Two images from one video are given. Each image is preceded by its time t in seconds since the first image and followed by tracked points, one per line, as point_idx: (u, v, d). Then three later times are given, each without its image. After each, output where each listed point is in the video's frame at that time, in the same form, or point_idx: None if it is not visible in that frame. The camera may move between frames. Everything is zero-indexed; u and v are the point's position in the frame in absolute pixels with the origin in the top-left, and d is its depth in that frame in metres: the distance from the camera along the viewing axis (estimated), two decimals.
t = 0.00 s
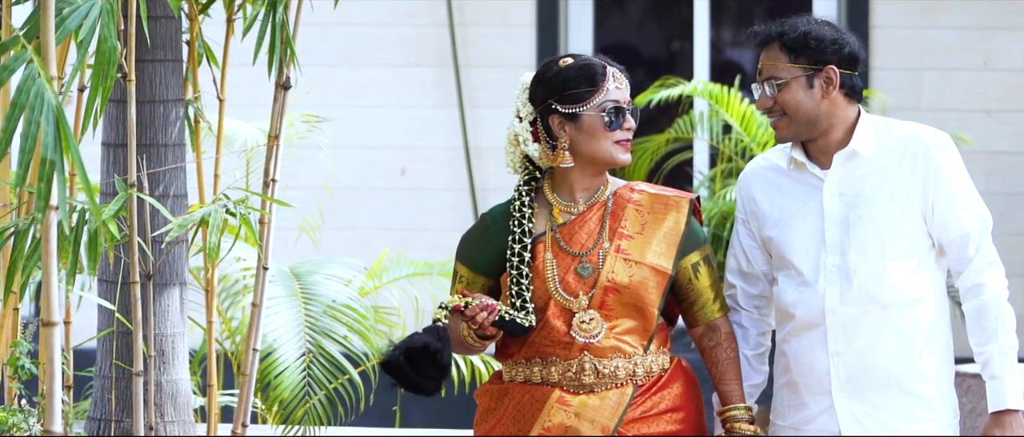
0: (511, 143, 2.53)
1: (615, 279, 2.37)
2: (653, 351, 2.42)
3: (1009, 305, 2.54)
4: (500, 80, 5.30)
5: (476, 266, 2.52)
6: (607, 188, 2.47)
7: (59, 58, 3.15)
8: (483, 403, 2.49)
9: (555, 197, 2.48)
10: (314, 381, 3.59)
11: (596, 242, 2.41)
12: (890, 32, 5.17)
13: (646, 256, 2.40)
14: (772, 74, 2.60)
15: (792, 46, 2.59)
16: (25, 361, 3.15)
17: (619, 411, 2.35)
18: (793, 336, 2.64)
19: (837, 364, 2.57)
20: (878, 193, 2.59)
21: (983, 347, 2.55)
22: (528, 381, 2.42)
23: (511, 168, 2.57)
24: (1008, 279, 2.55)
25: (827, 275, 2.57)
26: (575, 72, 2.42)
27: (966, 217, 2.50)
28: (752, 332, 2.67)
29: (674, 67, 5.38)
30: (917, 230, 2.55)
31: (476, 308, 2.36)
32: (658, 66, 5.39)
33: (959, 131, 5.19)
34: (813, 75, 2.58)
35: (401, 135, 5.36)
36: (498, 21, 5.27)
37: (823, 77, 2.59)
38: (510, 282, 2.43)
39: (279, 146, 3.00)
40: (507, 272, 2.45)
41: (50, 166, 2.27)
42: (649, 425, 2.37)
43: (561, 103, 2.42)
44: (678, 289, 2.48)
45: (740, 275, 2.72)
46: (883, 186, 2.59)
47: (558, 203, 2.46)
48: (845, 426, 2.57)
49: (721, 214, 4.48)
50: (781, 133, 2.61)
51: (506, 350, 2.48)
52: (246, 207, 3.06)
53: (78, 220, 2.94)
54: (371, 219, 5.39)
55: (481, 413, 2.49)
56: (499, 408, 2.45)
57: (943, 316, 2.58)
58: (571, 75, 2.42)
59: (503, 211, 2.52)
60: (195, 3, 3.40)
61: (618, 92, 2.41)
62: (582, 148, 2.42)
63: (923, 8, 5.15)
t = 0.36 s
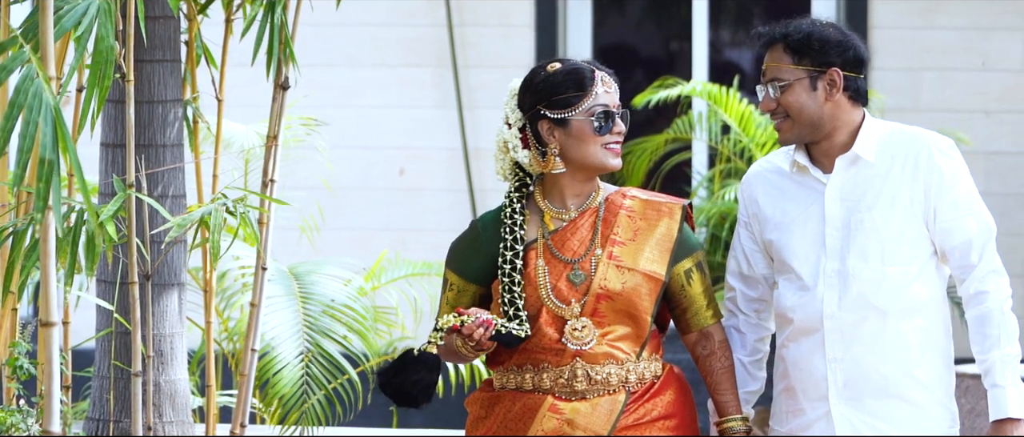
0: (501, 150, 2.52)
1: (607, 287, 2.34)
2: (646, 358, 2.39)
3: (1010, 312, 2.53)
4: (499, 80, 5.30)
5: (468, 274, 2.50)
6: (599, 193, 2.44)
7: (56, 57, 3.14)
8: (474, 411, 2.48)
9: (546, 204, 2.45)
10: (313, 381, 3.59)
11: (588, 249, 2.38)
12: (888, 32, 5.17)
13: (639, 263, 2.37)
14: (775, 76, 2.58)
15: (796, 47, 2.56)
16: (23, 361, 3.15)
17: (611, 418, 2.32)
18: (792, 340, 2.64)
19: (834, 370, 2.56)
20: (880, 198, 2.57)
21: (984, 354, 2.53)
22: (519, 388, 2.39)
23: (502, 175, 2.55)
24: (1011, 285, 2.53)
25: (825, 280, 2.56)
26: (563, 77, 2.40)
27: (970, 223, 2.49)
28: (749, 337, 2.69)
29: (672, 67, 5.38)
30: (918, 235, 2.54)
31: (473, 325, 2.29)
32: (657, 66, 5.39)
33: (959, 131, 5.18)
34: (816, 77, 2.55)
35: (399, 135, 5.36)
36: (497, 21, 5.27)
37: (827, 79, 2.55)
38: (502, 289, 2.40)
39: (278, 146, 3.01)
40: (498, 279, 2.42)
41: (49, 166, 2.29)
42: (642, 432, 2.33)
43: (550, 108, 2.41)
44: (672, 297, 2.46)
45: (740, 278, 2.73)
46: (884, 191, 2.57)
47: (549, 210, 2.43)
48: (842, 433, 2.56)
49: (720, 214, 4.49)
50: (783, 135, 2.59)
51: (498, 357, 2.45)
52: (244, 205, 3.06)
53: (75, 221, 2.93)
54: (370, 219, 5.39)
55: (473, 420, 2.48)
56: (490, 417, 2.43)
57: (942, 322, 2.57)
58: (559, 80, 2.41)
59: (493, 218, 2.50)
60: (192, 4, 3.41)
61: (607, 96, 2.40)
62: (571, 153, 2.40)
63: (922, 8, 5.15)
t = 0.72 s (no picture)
0: (486, 156, 2.47)
1: (598, 292, 2.32)
2: (635, 365, 2.36)
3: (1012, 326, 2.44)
4: (498, 81, 5.30)
5: (454, 282, 2.46)
6: (586, 198, 2.42)
7: (55, 57, 3.14)
8: (461, 418, 2.43)
9: (534, 209, 2.42)
10: (312, 382, 3.60)
11: (578, 254, 2.36)
12: (888, 32, 5.17)
13: (628, 268, 2.35)
14: (786, 74, 2.52)
15: (806, 45, 2.51)
16: (23, 362, 3.15)
17: (602, 425, 2.29)
18: (793, 343, 2.57)
19: (834, 374, 2.50)
20: (886, 202, 2.50)
21: (981, 367, 2.45)
22: (508, 395, 2.36)
23: (488, 182, 2.50)
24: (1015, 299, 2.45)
25: (828, 283, 2.49)
26: (548, 80, 2.36)
27: (974, 233, 2.40)
28: (749, 341, 2.64)
29: (671, 68, 5.39)
30: (923, 242, 2.46)
31: (469, 336, 2.23)
32: (656, 66, 5.39)
33: (958, 131, 5.18)
34: (826, 76, 2.49)
35: (399, 135, 5.36)
36: (496, 21, 5.27)
37: (838, 78, 2.49)
38: (491, 296, 2.36)
39: (277, 147, 3.01)
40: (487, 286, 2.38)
41: (43, 168, 2.29)
42: None
43: (535, 112, 2.37)
44: (661, 303, 2.45)
45: (743, 278, 2.68)
46: (891, 194, 2.50)
47: (537, 215, 2.40)
48: None
49: (719, 214, 4.47)
50: (793, 134, 2.53)
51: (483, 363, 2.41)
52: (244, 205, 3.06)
53: (75, 221, 2.94)
54: (369, 219, 5.39)
55: (459, 427, 2.43)
56: (478, 424, 2.39)
57: (943, 334, 2.48)
58: (543, 84, 2.37)
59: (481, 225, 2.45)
60: (191, 4, 3.42)
61: (593, 99, 2.35)
62: (557, 157, 2.37)
63: (921, 8, 5.15)
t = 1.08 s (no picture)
0: (468, 154, 2.46)
1: (584, 288, 2.31)
2: (621, 364, 2.36)
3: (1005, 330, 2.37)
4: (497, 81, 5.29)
5: (440, 282, 2.42)
6: (571, 195, 2.41)
7: (53, 57, 3.14)
8: (445, 416, 2.39)
9: (518, 207, 2.41)
10: (309, 382, 3.59)
11: (563, 250, 2.34)
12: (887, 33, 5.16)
13: (614, 264, 2.35)
14: (798, 67, 2.50)
15: (821, 39, 2.49)
16: (21, 363, 3.15)
17: (587, 424, 2.29)
18: (798, 338, 2.55)
19: (839, 370, 2.49)
20: (895, 197, 2.48)
21: (969, 369, 2.37)
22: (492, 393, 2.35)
23: (471, 181, 2.49)
24: (1011, 305, 2.38)
25: (835, 277, 2.48)
26: (531, 77, 2.36)
27: (972, 231, 2.38)
28: (750, 334, 2.63)
29: (670, 68, 5.39)
30: (928, 239, 2.44)
31: (467, 330, 2.26)
32: (655, 67, 5.39)
33: (958, 132, 5.17)
34: (839, 70, 2.47)
35: (398, 136, 5.36)
36: (495, 21, 5.26)
37: (851, 73, 2.47)
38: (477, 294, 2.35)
39: (276, 147, 3.00)
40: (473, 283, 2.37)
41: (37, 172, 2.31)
42: None
43: (518, 109, 2.37)
44: (648, 299, 2.45)
45: (748, 269, 2.66)
46: (899, 190, 2.48)
47: (522, 213, 2.39)
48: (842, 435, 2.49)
49: (718, 215, 4.47)
50: (803, 127, 2.51)
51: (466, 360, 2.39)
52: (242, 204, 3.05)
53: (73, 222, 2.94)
54: (368, 220, 5.38)
55: (444, 425, 2.39)
56: (460, 423, 2.35)
57: (938, 335, 2.47)
58: (527, 81, 2.37)
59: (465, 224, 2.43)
60: (191, 5, 3.42)
61: (576, 96, 2.36)
62: (541, 155, 2.36)
63: (921, 9, 5.15)
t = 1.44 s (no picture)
0: (452, 153, 2.45)
1: (569, 286, 2.29)
2: (606, 364, 2.34)
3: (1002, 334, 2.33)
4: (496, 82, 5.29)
5: (424, 281, 2.42)
6: (555, 193, 2.40)
7: (53, 59, 3.14)
8: (428, 418, 2.37)
9: (502, 206, 2.40)
10: (308, 384, 3.59)
11: (547, 248, 2.33)
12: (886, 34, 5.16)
13: (599, 263, 2.33)
14: (806, 63, 2.50)
15: (830, 36, 2.48)
16: (20, 363, 3.15)
17: (570, 424, 2.26)
18: (801, 337, 2.55)
19: (840, 371, 2.48)
20: (900, 198, 2.48)
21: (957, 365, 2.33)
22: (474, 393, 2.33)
23: (454, 179, 2.48)
24: (1013, 309, 2.35)
25: (839, 278, 2.48)
26: (514, 75, 2.36)
27: (976, 232, 2.37)
28: (751, 331, 2.63)
29: (669, 70, 5.39)
30: (934, 240, 2.43)
31: (460, 324, 2.25)
32: (654, 68, 5.39)
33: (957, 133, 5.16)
34: (848, 68, 2.46)
35: (397, 137, 5.36)
36: (494, 22, 5.25)
37: (859, 72, 2.46)
38: (461, 294, 2.34)
39: (275, 148, 3.01)
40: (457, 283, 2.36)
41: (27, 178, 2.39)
42: None
43: (502, 108, 2.37)
44: (636, 296, 2.44)
45: (751, 267, 2.65)
46: (904, 191, 2.48)
47: (506, 212, 2.38)
48: None
49: (717, 216, 4.48)
50: (811, 125, 2.51)
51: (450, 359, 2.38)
52: (241, 204, 3.05)
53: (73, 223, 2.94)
54: (367, 222, 5.37)
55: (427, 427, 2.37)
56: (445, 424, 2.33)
57: (932, 337, 2.45)
58: (510, 79, 2.37)
59: (449, 223, 2.42)
60: (189, 6, 3.42)
61: (561, 94, 2.36)
62: (525, 153, 2.35)
63: (921, 10, 5.14)
